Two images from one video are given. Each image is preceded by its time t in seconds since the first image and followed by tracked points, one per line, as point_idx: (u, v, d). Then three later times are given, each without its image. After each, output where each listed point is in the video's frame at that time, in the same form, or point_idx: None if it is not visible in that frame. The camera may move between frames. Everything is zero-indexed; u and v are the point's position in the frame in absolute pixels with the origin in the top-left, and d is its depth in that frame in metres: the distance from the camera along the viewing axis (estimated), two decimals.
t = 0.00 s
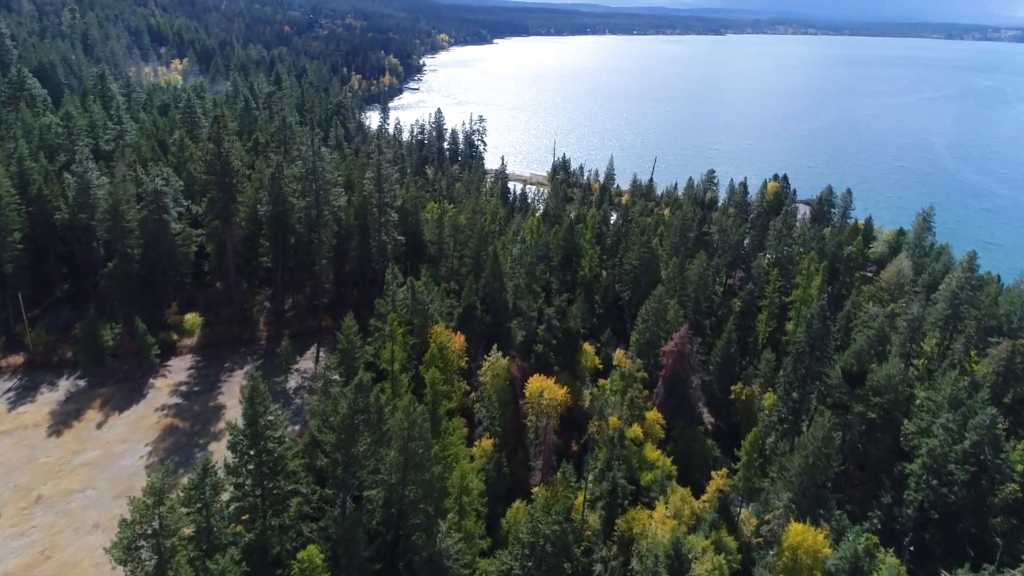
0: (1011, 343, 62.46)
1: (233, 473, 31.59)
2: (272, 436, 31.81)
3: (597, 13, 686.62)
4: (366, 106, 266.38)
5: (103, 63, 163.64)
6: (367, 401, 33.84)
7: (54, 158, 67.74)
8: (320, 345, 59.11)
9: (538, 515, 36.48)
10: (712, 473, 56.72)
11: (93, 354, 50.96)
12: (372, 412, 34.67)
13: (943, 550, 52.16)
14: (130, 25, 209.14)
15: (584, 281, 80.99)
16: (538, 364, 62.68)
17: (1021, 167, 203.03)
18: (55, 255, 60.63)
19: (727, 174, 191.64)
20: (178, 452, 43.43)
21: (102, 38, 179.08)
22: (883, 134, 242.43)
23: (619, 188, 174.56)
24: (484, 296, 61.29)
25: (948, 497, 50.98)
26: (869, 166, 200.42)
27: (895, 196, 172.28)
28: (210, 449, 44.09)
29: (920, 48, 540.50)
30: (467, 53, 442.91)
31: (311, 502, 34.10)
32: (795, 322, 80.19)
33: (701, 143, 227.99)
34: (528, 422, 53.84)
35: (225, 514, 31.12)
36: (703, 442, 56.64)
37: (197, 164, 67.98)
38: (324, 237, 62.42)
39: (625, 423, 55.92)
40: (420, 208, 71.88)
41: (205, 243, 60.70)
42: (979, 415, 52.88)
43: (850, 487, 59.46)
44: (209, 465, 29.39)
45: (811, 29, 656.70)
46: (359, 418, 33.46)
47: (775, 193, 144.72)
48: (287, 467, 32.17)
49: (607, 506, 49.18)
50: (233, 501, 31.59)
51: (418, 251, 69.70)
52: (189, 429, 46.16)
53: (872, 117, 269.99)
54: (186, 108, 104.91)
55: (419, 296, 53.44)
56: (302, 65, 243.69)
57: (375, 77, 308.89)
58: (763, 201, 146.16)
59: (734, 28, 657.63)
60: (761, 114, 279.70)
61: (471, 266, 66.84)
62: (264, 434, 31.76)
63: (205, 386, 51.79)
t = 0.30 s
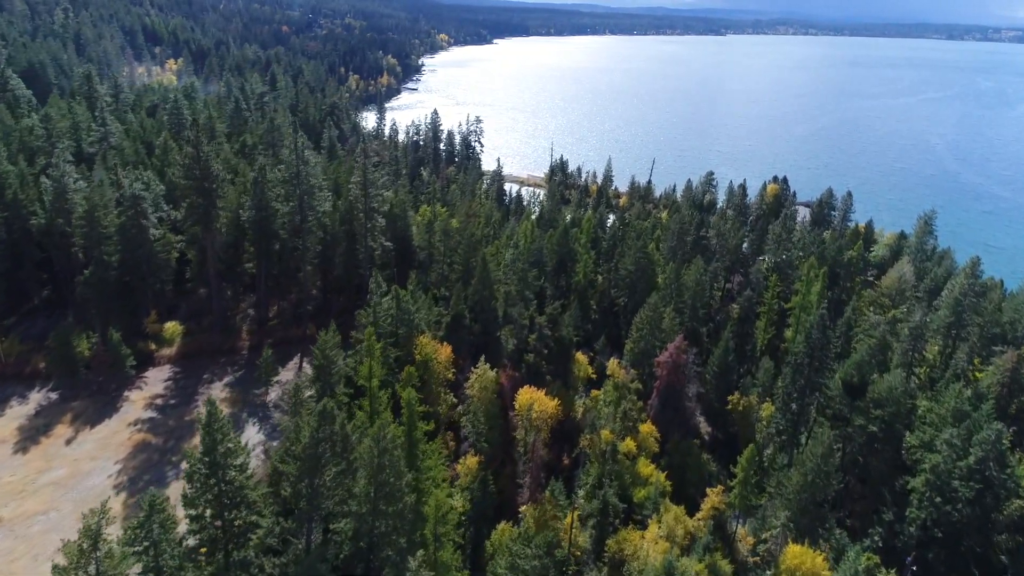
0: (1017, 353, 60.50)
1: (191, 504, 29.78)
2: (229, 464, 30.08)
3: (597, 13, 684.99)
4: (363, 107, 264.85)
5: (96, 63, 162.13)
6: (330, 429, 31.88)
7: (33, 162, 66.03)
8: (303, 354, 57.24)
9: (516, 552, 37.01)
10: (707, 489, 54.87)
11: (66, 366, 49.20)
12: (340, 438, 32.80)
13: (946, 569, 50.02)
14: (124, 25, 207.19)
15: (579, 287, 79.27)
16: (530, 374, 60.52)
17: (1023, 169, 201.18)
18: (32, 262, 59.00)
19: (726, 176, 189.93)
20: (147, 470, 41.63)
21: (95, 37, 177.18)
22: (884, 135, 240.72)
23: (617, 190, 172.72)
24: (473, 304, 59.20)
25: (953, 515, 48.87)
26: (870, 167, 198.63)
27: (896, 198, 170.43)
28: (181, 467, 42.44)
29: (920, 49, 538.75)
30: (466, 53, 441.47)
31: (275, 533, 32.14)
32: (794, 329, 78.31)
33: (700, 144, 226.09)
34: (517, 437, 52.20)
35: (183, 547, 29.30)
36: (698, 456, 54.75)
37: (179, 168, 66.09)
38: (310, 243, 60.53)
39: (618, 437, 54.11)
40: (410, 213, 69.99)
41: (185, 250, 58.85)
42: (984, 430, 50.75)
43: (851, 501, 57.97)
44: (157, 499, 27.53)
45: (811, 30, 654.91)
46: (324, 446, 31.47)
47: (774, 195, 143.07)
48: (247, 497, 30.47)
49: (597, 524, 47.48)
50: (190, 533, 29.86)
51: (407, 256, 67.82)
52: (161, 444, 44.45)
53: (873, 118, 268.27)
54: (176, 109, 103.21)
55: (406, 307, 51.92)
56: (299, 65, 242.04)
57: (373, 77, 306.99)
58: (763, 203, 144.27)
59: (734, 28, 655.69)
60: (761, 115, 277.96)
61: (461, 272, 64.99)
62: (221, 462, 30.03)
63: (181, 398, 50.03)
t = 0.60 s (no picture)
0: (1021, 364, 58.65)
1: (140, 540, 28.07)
2: (183, 497, 28.26)
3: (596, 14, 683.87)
4: (360, 108, 263.21)
5: (87, 64, 160.38)
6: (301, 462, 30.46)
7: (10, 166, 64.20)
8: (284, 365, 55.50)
9: None
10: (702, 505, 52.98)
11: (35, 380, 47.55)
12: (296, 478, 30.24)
13: None
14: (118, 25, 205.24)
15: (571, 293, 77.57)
16: (520, 385, 58.55)
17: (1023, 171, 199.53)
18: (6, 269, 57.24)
19: (724, 178, 188.41)
20: (114, 491, 39.94)
21: (87, 37, 175.28)
22: (883, 137, 239.31)
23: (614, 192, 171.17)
24: (460, 314, 57.18)
25: (954, 533, 47.14)
26: (869, 169, 197.18)
27: (896, 201, 168.92)
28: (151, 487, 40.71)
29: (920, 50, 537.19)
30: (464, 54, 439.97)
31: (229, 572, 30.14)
32: (791, 336, 76.72)
33: (698, 146, 224.51)
34: (506, 452, 50.58)
35: None
36: (692, 471, 52.99)
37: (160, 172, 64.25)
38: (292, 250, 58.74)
39: (609, 451, 52.38)
40: (397, 218, 68.17)
41: (163, 258, 57.08)
42: (988, 446, 48.66)
43: (850, 515, 57.05)
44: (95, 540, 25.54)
45: (810, 30, 653.77)
46: (280, 481, 29.33)
47: (772, 197, 141.88)
48: (201, 532, 28.60)
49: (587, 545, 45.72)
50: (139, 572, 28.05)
51: (394, 263, 66.04)
52: (131, 462, 42.73)
53: (872, 119, 266.75)
54: (164, 110, 101.46)
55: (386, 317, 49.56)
56: (295, 66, 240.28)
57: (370, 78, 305.18)
58: (761, 205, 142.74)
59: (733, 29, 654.68)
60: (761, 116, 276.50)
61: (449, 280, 63.27)
62: (173, 496, 28.21)
63: (154, 413, 48.21)
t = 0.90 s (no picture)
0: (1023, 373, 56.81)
1: None
2: (127, 535, 26.25)
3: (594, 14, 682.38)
4: (355, 110, 261.44)
5: (77, 66, 158.43)
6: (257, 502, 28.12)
7: None
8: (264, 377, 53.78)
9: None
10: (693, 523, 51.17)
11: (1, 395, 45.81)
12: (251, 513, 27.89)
13: None
14: (110, 26, 203.15)
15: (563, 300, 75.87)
16: (508, 397, 56.63)
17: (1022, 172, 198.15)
18: None
19: (721, 180, 186.95)
20: (77, 515, 38.16)
21: (78, 38, 173.24)
22: (881, 138, 238.01)
23: (610, 194, 169.58)
24: (445, 324, 54.99)
25: (956, 552, 45.38)
26: (866, 170, 195.80)
27: (894, 203, 167.49)
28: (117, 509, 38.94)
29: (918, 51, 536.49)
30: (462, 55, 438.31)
31: None
32: (787, 343, 75.09)
33: (695, 147, 222.98)
34: (491, 466, 49.27)
35: None
36: (684, 488, 51.36)
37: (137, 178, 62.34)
38: (273, 257, 56.85)
39: (598, 467, 50.88)
40: (383, 224, 66.40)
41: (138, 266, 55.07)
42: (991, 462, 46.67)
43: (848, 530, 55.08)
44: None
45: (808, 31, 652.83)
46: (231, 518, 27.39)
47: (770, 201, 141.72)
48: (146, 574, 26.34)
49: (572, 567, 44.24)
50: None
51: (381, 270, 64.38)
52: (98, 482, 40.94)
53: (870, 120, 265.38)
54: (149, 113, 99.43)
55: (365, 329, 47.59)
56: (289, 67, 238.34)
57: (366, 80, 303.28)
58: (758, 207, 143.21)
59: (732, 29, 653.62)
60: (758, 117, 275.03)
61: (435, 288, 61.66)
62: (117, 533, 26.27)
63: (124, 429, 46.38)
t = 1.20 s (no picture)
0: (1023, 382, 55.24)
1: None
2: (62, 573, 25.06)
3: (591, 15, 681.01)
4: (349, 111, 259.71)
5: (65, 68, 156.53)
6: (194, 543, 26.71)
7: None
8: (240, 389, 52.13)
9: None
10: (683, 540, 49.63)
11: None
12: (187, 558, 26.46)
13: None
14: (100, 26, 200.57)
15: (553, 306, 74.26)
16: (494, 407, 55.63)
17: (1019, 174, 196.93)
18: None
19: (717, 182, 185.52)
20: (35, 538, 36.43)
21: (66, 39, 170.82)
22: (878, 139, 236.65)
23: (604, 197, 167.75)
24: (427, 333, 52.78)
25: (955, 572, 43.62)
26: (862, 172, 194.39)
27: (890, 205, 166.00)
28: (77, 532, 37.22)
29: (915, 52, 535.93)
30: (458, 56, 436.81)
31: None
32: (782, 350, 73.47)
33: (691, 149, 221.17)
34: (476, 480, 48.02)
35: None
36: (674, 503, 49.83)
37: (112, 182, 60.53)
38: (251, 264, 54.91)
39: (584, 482, 49.29)
40: (366, 229, 64.68)
41: (111, 275, 53.34)
42: (990, 477, 45.05)
43: (843, 544, 54.83)
44: None
45: (806, 32, 651.67)
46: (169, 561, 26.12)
47: (765, 203, 140.31)
48: None
49: None
50: None
51: (364, 276, 62.81)
52: (60, 503, 39.25)
53: (867, 122, 264.20)
54: (133, 116, 97.58)
55: (339, 340, 45.49)
56: (282, 68, 236.49)
57: (361, 80, 301.04)
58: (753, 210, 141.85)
59: (729, 30, 652.57)
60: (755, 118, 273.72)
61: (419, 296, 60.05)
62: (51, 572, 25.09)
63: (91, 444, 44.74)
